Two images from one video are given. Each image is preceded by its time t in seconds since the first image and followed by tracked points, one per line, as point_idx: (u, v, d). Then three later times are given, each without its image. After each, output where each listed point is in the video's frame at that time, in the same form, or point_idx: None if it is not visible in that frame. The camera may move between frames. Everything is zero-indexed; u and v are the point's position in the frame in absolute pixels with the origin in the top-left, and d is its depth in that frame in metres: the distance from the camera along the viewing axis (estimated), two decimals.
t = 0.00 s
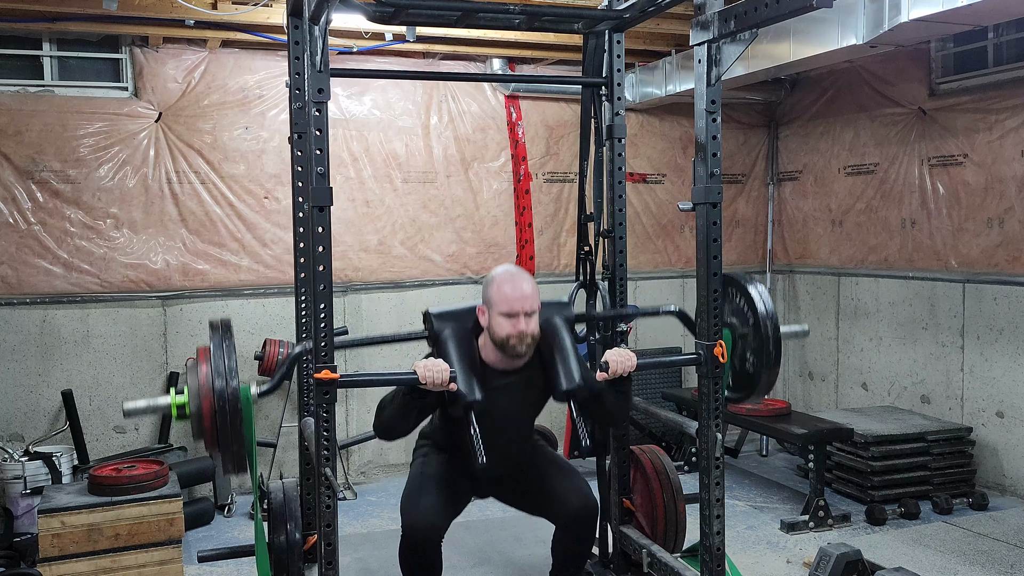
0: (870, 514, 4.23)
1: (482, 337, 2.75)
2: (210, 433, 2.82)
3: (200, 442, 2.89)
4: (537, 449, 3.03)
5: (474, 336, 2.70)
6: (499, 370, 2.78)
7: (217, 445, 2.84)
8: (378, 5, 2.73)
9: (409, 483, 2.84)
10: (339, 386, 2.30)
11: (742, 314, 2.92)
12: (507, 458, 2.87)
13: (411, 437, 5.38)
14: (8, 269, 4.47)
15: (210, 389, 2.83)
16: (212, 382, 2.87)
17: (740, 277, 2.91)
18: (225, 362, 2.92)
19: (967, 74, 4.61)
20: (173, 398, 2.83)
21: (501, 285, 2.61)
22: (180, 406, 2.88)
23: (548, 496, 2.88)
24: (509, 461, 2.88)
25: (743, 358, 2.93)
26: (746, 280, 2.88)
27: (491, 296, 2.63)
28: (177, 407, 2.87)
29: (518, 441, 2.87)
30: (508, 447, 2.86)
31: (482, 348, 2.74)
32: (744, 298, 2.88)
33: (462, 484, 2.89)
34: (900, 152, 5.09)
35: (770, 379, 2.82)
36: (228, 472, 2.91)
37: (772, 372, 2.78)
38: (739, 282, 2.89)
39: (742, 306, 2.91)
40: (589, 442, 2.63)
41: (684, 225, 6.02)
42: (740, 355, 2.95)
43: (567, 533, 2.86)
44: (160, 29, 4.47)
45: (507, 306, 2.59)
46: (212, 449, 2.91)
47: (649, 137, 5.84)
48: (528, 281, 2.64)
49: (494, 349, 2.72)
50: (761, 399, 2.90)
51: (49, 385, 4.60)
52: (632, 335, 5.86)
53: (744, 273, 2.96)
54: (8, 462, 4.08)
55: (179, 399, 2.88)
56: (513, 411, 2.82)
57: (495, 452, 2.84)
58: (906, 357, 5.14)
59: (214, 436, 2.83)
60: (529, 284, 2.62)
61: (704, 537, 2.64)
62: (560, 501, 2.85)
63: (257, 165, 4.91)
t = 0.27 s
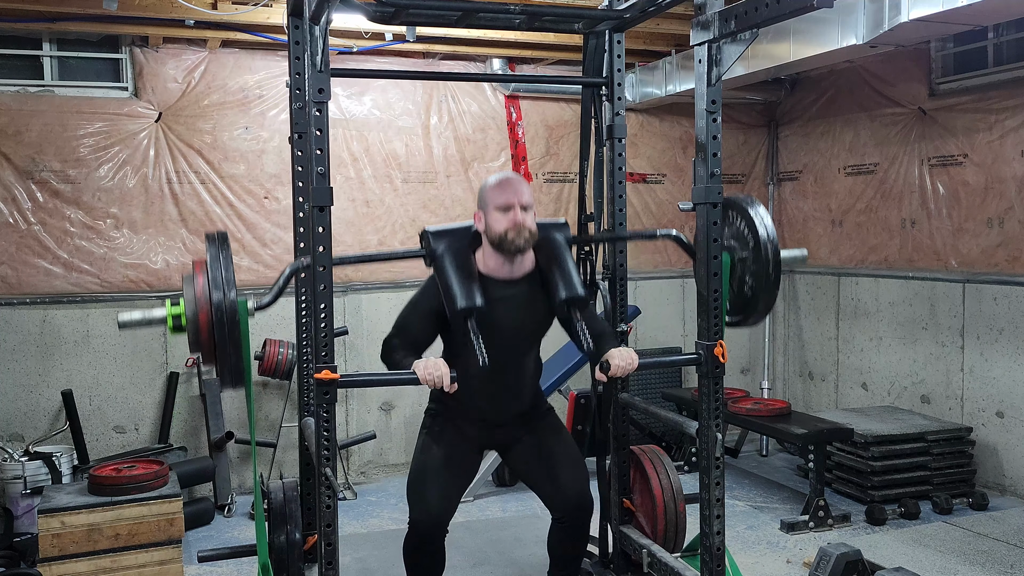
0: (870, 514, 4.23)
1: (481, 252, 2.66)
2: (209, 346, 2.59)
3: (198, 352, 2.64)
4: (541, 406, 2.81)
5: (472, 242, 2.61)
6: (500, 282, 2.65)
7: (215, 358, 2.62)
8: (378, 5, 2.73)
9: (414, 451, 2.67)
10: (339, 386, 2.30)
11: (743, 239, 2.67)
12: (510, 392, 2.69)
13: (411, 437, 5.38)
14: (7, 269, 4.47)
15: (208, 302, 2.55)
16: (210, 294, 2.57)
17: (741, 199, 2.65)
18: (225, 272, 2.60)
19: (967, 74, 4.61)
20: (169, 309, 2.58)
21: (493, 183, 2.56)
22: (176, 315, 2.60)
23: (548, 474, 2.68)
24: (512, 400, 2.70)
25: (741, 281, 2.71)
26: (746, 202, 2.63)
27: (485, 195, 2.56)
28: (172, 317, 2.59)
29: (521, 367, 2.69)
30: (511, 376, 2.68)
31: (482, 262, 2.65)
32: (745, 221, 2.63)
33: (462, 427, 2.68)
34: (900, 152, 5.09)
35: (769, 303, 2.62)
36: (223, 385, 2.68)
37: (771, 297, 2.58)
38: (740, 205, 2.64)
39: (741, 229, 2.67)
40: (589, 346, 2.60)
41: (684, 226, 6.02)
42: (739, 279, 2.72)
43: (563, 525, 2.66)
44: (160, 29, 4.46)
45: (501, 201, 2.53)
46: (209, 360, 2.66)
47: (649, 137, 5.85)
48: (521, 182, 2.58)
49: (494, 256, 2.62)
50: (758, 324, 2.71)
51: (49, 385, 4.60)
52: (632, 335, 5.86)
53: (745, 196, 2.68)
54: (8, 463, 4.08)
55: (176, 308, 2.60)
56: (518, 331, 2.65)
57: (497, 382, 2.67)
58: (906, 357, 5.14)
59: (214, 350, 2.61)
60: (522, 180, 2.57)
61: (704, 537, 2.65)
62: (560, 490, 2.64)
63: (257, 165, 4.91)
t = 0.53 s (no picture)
0: (870, 514, 4.23)
1: (477, 197, 2.74)
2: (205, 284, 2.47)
3: (195, 291, 2.52)
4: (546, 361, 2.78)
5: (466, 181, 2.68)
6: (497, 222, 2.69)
7: (212, 296, 2.51)
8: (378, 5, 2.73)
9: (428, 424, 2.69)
10: (339, 386, 2.30)
11: (741, 194, 2.84)
12: (512, 338, 2.67)
13: (411, 437, 5.38)
14: (7, 269, 4.47)
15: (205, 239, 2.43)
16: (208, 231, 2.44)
17: (742, 156, 2.84)
18: (223, 207, 2.46)
19: (967, 73, 4.61)
20: (165, 244, 2.47)
21: (485, 124, 2.65)
22: (173, 250, 2.50)
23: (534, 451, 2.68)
24: (517, 348, 2.67)
25: (737, 233, 2.85)
26: (746, 156, 2.82)
27: (478, 134, 2.65)
28: (169, 253, 2.49)
29: (523, 310, 2.69)
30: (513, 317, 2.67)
31: (478, 204, 2.72)
32: (743, 173, 2.81)
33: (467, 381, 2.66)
34: (900, 152, 5.09)
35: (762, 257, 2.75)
36: (221, 324, 2.56)
37: (767, 247, 2.71)
38: (740, 159, 2.83)
39: (738, 181, 2.85)
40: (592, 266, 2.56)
41: (684, 226, 6.02)
42: (735, 231, 2.86)
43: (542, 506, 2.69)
44: (160, 29, 4.46)
45: (494, 137, 2.61)
46: (208, 298, 2.55)
47: (649, 137, 5.85)
48: (514, 122, 2.66)
49: (490, 197, 2.70)
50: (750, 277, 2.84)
51: (49, 385, 4.60)
52: (632, 335, 5.86)
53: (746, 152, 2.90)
54: (8, 462, 4.08)
55: (173, 243, 2.49)
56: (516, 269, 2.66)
57: (501, 326, 2.66)
58: (906, 357, 5.14)
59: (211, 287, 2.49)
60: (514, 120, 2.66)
61: (704, 537, 2.65)
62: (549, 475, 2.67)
63: (257, 165, 4.91)
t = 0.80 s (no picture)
0: (870, 514, 4.23)
1: (477, 200, 2.73)
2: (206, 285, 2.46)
3: (197, 291, 2.50)
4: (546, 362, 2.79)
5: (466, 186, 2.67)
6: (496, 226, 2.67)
7: (213, 295, 2.49)
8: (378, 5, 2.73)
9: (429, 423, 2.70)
10: (338, 386, 2.30)
11: (737, 202, 2.75)
12: (513, 339, 2.68)
13: (411, 437, 5.38)
14: (8, 269, 4.47)
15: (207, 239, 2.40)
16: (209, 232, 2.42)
17: (739, 161, 2.75)
18: (224, 206, 2.43)
19: (967, 73, 4.60)
20: (166, 244, 2.45)
21: (486, 128, 2.65)
22: (174, 250, 2.48)
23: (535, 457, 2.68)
24: (517, 348, 2.68)
25: (735, 239, 2.78)
26: (742, 161, 2.74)
27: (479, 139, 2.65)
28: (170, 252, 2.47)
29: (523, 312, 2.69)
30: (512, 317, 2.68)
31: (478, 207, 2.70)
32: (739, 179, 2.74)
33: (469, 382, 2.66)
34: (900, 152, 5.09)
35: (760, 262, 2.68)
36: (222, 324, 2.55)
37: (762, 256, 2.65)
38: (737, 165, 2.73)
39: (735, 187, 2.77)
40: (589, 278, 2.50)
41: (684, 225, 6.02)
42: (733, 237, 2.80)
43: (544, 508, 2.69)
44: (160, 29, 4.46)
45: (494, 143, 2.61)
46: (209, 298, 2.53)
47: (649, 137, 5.85)
48: (515, 126, 2.66)
49: (490, 200, 2.69)
50: (746, 283, 2.79)
51: (49, 385, 4.60)
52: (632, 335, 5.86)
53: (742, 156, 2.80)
54: (8, 463, 4.08)
55: (174, 243, 2.47)
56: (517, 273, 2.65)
57: (501, 327, 2.66)
58: (906, 357, 5.14)
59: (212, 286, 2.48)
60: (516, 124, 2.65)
61: (704, 537, 2.65)
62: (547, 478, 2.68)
63: (257, 165, 4.91)
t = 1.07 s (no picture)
0: (870, 514, 4.23)
1: (477, 200, 2.74)
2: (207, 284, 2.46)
3: (196, 291, 2.50)
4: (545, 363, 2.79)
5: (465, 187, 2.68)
6: (496, 228, 2.67)
7: (213, 295, 2.49)
8: (378, 5, 2.73)
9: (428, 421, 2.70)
10: (339, 386, 2.30)
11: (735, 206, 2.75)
12: (511, 339, 2.68)
13: (411, 438, 5.38)
14: (8, 269, 4.47)
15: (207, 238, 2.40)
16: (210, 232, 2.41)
17: (737, 165, 2.76)
18: (225, 206, 2.42)
19: (967, 73, 4.60)
20: (166, 245, 2.44)
21: (487, 129, 2.65)
22: (174, 250, 2.47)
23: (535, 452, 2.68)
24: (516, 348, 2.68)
25: (732, 242, 2.79)
26: (740, 165, 2.75)
27: (478, 140, 2.65)
28: (170, 252, 2.46)
29: (522, 313, 2.70)
30: (511, 318, 2.68)
31: (477, 207, 2.71)
32: (737, 183, 2.74)
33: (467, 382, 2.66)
34: (900, 152, 5.09)
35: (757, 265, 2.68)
36: (221, 323, 2.54)
37: (760, 259, 2.65)
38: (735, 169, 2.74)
39: (732, 190, 2.78)
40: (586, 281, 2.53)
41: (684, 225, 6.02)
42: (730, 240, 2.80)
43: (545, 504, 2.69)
44: (160, 29, 4.46)
45: (494, 144, 2.61)
46: (209, 298, 2.52)
47: (649, 137, 5.85)
48: (515, 128, 2.66)
49: (489, 201, 2.69)
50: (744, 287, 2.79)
51: (49, 385, 4.60)
52: (632, 336, 5.86)
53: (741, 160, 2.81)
54: (8, 462, 4.08)
55: (174, 242, 2.46)
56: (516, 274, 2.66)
57: (500, 327, 2.67)
58: (906, 357, 5.14)
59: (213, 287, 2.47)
60: (518, 127, 2.65)
61: (704, 537, 2.65)
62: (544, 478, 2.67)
63: (257, 165, 4.91)
